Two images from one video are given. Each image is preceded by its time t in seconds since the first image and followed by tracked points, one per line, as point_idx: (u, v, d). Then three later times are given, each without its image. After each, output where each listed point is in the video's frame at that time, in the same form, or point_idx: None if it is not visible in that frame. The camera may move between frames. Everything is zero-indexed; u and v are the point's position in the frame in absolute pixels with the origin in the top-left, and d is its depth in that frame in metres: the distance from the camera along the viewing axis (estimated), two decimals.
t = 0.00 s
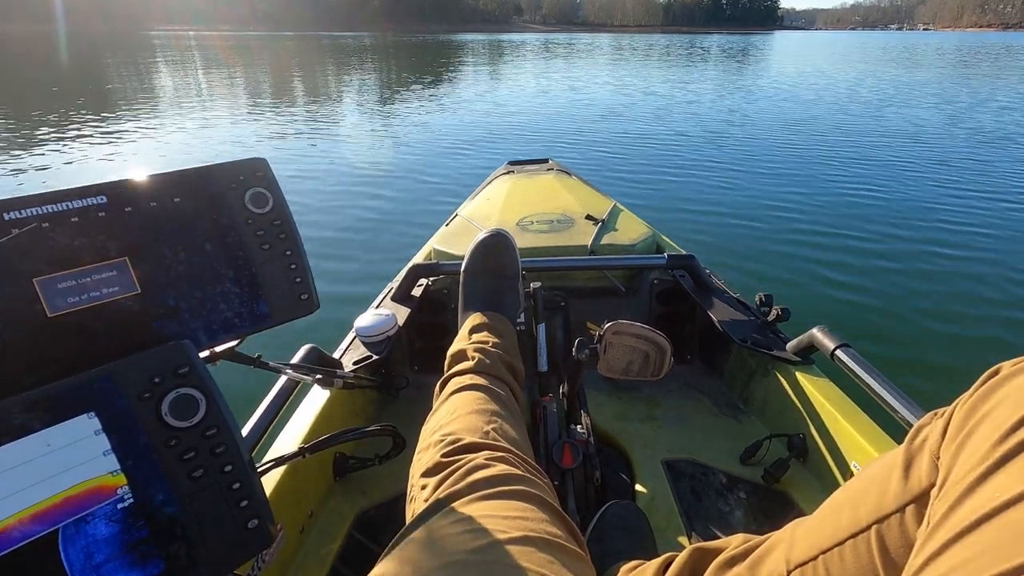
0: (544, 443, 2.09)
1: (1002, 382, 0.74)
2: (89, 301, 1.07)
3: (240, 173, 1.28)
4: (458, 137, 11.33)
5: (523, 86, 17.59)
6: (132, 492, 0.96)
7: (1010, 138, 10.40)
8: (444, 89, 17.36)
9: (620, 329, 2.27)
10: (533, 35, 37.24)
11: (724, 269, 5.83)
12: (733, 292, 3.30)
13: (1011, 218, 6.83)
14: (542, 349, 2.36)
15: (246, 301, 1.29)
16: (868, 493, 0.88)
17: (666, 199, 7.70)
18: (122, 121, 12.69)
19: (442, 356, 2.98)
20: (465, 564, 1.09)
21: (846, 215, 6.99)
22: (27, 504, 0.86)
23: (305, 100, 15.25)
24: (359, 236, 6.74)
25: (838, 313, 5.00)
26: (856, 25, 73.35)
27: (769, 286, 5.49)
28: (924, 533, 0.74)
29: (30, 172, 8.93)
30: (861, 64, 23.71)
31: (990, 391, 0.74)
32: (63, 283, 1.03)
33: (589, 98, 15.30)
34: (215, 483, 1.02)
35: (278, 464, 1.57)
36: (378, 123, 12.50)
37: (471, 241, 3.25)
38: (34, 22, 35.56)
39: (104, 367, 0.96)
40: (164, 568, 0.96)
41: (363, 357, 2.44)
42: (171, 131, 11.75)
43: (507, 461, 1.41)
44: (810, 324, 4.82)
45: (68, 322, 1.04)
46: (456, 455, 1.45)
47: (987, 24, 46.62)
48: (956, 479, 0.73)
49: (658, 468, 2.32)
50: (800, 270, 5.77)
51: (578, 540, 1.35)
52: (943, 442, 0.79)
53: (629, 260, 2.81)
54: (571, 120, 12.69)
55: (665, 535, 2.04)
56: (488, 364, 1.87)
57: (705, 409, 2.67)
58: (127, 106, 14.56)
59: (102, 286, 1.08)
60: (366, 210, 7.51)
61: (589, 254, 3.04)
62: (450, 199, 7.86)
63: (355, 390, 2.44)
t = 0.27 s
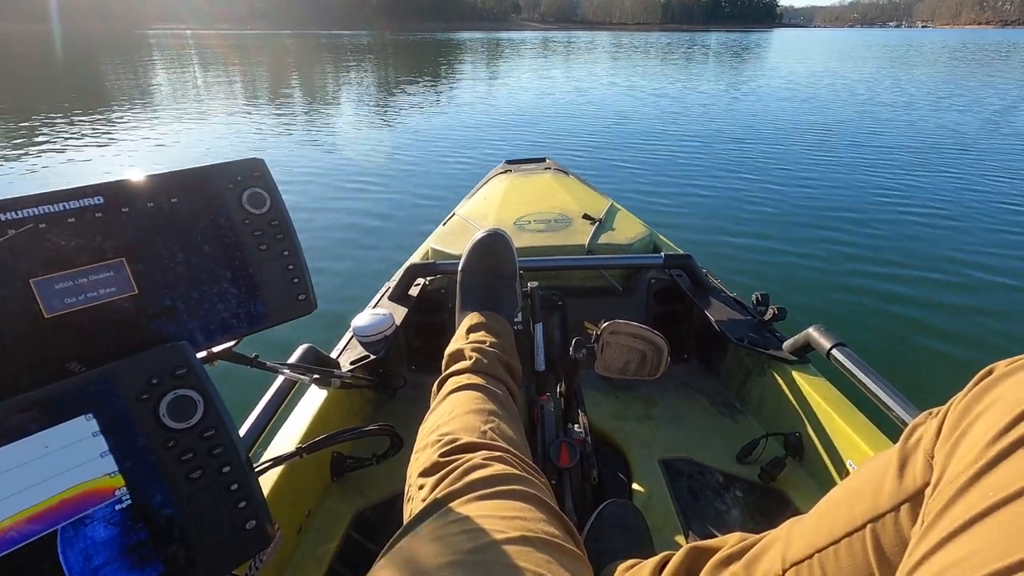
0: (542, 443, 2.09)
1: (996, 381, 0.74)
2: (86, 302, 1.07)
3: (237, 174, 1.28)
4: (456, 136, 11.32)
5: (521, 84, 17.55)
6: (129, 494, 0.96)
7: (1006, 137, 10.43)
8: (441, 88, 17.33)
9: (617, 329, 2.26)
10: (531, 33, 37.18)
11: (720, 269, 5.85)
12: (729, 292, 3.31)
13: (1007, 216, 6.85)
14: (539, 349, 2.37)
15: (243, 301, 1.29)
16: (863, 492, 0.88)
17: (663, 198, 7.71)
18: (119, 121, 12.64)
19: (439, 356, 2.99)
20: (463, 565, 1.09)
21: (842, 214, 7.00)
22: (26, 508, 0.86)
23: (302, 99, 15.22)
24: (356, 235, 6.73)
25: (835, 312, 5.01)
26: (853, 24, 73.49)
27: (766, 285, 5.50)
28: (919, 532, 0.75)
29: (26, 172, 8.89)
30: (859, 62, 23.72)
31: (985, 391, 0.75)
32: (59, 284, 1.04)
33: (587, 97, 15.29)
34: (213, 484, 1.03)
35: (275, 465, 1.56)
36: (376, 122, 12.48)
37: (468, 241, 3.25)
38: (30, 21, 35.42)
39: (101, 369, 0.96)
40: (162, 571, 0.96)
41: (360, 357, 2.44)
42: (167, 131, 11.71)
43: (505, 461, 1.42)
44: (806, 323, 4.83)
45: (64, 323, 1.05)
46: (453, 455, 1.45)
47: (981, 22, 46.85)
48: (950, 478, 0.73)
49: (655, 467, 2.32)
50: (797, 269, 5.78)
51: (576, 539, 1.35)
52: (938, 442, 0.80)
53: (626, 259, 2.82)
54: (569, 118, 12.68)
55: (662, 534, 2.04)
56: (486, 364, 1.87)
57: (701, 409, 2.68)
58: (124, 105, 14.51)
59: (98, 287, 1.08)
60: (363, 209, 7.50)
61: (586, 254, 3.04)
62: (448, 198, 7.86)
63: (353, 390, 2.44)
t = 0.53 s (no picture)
0: (539, 440, 2.09)
1: (982, 372, 0.74)
2: (80, 299, 1.07)
3: (231, 171, 1.28)
4: (454, 134, 11.31)
5: (519, 82, 17.52)
6: (122, 491, 0.96)
7: (1004, 135, 10.44)
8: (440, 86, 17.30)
9: (613, 326, 2.26)
10: (530, 31, 37.11)
11: (718, 266, 5.85)
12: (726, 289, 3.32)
13: (1004, 214, 6.86)
14: (536, 346, 2.37)
15: (238, 299, 1.28)
16: (851, 486, 0.89)
17: (661, 196, 7.72)
18: (116, 119, 12.59)
19: (436, 353, 2.98)
20: (457, 562, 1.09)
21: (839, 212, 7.01)
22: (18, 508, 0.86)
23: (301, 97, 15.18)
24: (353, 233, 6.72)
25: (832, 309, 5.02)
26: (852, 21, 73.42)
27: (764, 283, 5.51)
28: (908, 528, 0.74)
29: (23, 170, 8.87)
30: (857, 60, 23.73)
31: (972, 383, 0.75)
32: (53, 281, 1.03)
33: (585, 95, 15.27)
34: (206, 481, 1.03)
35: (271, 462, 1.56)
36: (374, 120, 12.45)
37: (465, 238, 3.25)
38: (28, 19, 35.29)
39: (93, 366, 0.95)
40: (156, 568, 0.97)
41: (357, 354, 2.43)
42: (164, 129, 11.67)
43: (502, 459, 1.42)
44: (803, 320, 4.84)
45: (58, 321, 1.04)
46: (450, 453, 1.45)
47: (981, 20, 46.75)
48: (938, 473, 0.73)
49: (652, 464, 2.33)
50: (794, 266, 5.78)
51: (572, 535, 1.36)
52: (924, 435, 0.80)
53: (623, 256, 2.82)
54: (567, 117, 12.66)
55: (658, 531, 2.04)
56: (483, 361, 1.87)
57: (698, 406, 2.68)
58: (121, 103, 14.46)
59: (92, 284, 1.08)
60: (362, 207, 7.49)
61: (583, 251, 3.04)
62: (446, 196, 7.86)
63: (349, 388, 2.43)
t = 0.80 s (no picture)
0: (532, 440, 2.08)
1: (885, 334, 0.68)
2: (66, 296, 1.06)
3: (219, 167, 1.27)
4: (454, 133, 11.30)
5: (518, 82, 17.52)
6: (102, 490, 0.95)
7: (1002, 136, 10.46)
8: (439, 86, 17.30)
9: (606, 325, 2.24)
10: (531, 31, 37.11)
11: (715, 267, 5.85)
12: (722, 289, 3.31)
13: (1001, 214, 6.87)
14: (530, 345, 2.36)
15: (226, 296, 1.27)
16: (770, 463, 0.84)
17: (660, 196, 7.72)
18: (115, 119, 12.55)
19: (430, 352, 2.98)
20: (447, 561, 1.08)
21: (836, 212, 7.02)
22: None
23: (300, 97, 15.16)
24: (352, 233, 6.72)
25: (828, 309, 5.02)
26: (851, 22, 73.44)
27: (760, 283, 5.51)
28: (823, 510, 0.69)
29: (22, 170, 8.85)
30: (857, 61, 23.76)
31: (876, 347, 0.69)
32: (38, 277, 1.02)
33: (585, 95, 15.27)
34: (189, 480, 1.01)
35: (262, 461, 1.55)
36: (373, 120, 12.44)
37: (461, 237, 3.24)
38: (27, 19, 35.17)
39: (74, 362, 0.93)
40: (135, 568, 0.97)
41: (349, 353, 2.42)
42: (164, 129, 11.65)
43: (494, 458, 1.41)
44: (800, 320, 4.84)
45: (40, 319, 1.03)
46: (443, 452, 1.44)
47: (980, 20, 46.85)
48: (845, 450, 0.67)
49: (646, 464, 2.32)
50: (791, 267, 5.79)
51: (562, 535, 1.35)
52: (832, 405, 0.74)
53: (618, 255, 2.81)
54: (566, 117, 12.67)
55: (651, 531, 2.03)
56: (477, 360, 1.86)
57: (692, 405, 2.68)
58: (120, 104, 14.42)
59: (78, 280, 1.07)
60: (360, 207, 7.48)
61: (579, 250, 3.04)
62: (444, 196, 7.85)
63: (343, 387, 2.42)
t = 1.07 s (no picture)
0: (546, 433, 2.10)
1: (992, 360, 0.80)
2: (93, 293, 1.07)
3: (238, 165, 1.27)
4: (457, 129, 11.28)
5: (521, 78, 17.44)
6: (139, 485, 0.96)
7: (1007, 134, 10.43)
8: (441, 81, 17.22)
9: (622, 318, 2.26)
10: (532, 25, 36.92)
11: (723, 259, 5.83)
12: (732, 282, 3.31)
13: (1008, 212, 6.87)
14: (543, 340, 2.37)
15: (248, 293, 1.28)
16: (861, 474, 0.95)
17: (665, 190, 7.71)
18: (116, 113, 12.53)
19: (442, 347, 2.98)
20: (476, 554, 1.09)
21: (842, 208, 7.02)
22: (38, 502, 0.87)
23: (303, 91, 15.12)
24: (356, 229, 6.70)
25: (837, 303, 5.01)
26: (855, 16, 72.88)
27: (768, 276, 5.49)
28: (923, 514, 0.81)
29: (24, 164, 8.81)
30: (860, 59, 23.68)
31: (983, 369, 0.81)
32: (63, 277, 1.03)
33: (587, 91, 15.21)
34: (224, 474, 1.03)
35: (281, 457, 1.56)
36: (376, 116, 12.41)
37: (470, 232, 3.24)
38: (27, 12, 35.12)
39: (108, 361, 0.96)
40: (174, 563, 0.98)
41: (364, 350, 2.44)
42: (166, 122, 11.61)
43: (514, 451, 1.42)
44: (808, 314, 4.83)
45: (66, 317, 1.03)
46: (463, 446, 1.45)
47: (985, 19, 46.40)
48: (950, 461, 0.79)
49: (660, 457, 2.33)
50: (797, 260, 5.78)
51: (585, 527, 1.35)
52: (934, 425, 0.87)
53: (630, 249, 2.81)
54: (569, 112, 12.61)
55: (666, 523, 2.04)
56: (491, 354, 1.87)
57: (706, 398, 2.68)
58: (122, 96, 14.38)
59: (103, 279, 1.08)
60: (366, 203, 7.48)
61: (589, 244, 3.04)
62: (449, 192, 7.84)
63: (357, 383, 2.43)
